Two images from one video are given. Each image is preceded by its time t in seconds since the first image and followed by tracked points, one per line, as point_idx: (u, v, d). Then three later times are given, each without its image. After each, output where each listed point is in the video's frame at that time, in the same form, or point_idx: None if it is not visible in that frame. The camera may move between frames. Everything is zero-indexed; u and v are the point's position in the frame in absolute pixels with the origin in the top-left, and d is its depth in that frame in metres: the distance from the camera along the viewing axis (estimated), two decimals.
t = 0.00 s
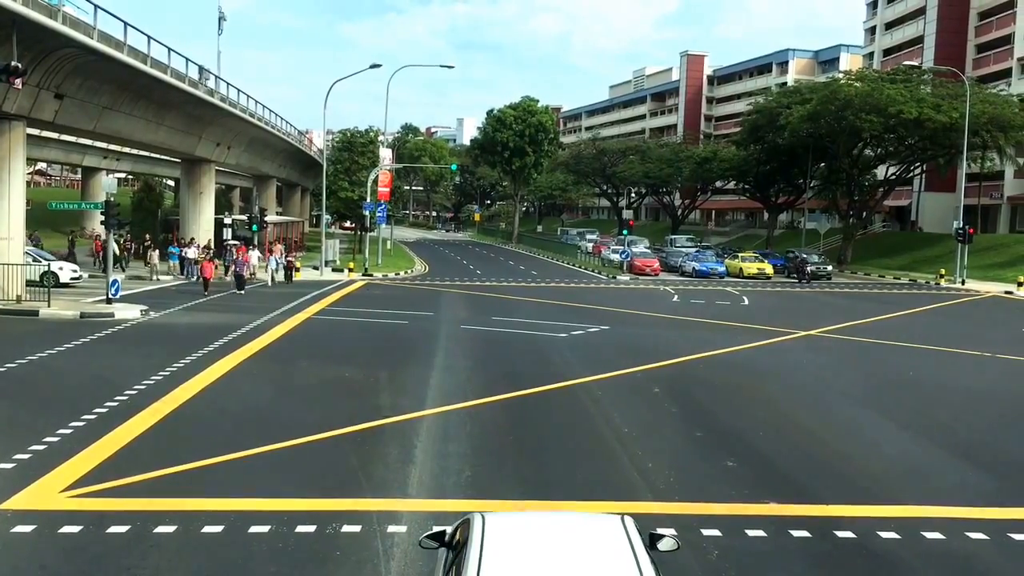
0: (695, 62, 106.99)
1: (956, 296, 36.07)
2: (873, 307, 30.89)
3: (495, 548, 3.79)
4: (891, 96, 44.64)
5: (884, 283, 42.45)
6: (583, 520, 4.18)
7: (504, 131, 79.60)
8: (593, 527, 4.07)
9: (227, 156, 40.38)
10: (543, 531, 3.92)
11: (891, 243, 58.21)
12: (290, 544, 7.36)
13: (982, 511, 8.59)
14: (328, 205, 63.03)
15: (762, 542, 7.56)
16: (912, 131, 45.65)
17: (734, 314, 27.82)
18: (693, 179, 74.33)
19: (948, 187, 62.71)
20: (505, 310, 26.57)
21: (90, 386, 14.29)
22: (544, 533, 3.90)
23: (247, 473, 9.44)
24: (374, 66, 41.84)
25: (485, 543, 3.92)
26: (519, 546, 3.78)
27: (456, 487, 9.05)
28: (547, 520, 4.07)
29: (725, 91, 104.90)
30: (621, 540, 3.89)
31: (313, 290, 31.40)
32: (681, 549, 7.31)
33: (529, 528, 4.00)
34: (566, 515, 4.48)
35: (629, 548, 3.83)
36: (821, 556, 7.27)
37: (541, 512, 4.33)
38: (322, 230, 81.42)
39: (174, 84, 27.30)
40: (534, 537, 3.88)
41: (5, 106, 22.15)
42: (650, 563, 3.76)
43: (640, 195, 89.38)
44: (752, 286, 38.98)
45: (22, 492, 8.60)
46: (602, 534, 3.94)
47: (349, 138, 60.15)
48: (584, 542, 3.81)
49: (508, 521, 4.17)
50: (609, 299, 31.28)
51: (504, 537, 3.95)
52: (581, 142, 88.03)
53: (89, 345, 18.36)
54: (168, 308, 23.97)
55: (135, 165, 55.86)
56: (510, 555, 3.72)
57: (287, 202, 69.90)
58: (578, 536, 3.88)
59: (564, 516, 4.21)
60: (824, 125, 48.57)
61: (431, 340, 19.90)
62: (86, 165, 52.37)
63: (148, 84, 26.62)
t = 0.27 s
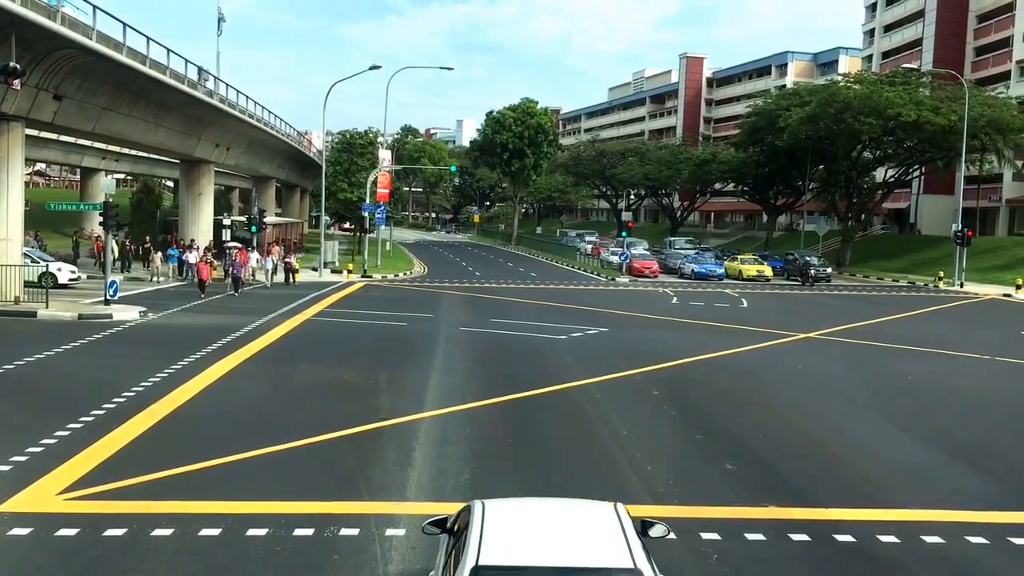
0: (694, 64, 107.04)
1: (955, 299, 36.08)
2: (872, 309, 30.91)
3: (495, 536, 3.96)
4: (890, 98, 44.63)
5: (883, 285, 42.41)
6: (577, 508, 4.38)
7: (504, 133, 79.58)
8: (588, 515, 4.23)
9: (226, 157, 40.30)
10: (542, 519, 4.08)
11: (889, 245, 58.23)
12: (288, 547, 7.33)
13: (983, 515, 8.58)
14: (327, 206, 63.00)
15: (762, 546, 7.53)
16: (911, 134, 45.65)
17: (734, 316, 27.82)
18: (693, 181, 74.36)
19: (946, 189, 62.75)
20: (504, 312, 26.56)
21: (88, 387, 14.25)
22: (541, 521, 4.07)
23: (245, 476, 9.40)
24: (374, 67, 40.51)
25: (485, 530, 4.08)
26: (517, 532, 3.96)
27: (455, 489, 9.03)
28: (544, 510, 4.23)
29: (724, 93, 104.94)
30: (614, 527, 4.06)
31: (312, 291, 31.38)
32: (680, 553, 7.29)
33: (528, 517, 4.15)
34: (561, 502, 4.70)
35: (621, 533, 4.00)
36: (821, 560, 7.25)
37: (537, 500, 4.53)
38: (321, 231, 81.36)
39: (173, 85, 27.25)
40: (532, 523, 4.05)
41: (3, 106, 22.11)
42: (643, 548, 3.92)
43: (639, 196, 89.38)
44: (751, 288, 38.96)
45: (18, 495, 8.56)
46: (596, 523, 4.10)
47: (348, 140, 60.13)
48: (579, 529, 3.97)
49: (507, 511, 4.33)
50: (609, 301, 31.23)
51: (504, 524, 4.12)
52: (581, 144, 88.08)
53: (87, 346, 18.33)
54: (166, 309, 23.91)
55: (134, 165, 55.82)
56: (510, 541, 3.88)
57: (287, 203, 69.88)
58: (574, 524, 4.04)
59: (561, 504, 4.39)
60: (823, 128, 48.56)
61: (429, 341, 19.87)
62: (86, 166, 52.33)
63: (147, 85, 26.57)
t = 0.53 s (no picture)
0: (694, 63, 107.02)
1: (955, 298, 36.02)
2: (872, 309, 30.86)
3: (498, 514, 4.62)
4: (891, 97, 44.53)
5: (884, 285, 42.34)
6: (570, 492, 5.05)
7: (504, 132, 79.50)
8: (582, 498, 4.88)
9: (225, 156, 40.20)
10: (539, 503, 4.72)
11: (890, 245, 58.16)
12: (286, 549, 7.27)
13: (986, 516, 8.52)
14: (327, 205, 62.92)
15: (764, 548, 7.47)
16: (912, 133, 45.57)
17: (733, 316, 27.80)
18: (693, 180, 74.30)
19: (947, 189, 62.68)
20: (504, 311, 26.50)
21: (86, 387, 14.21)
22: (539, 505, 4.71)
23: (243, 476, 9.34)
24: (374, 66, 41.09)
25: (489, 512, 4.72)
26: (519, 512, 4.62)
27: (454, 491, 8.97)
28: (542, 495, 4.86)
29: (724, 92, 104.86)
30: (605, 508, 4.73)
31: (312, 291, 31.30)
32: (680, 555, 7.25)
33: (526, 501, 4.79)
34: (555, 484, 5.38)
35: (609, 511, 4.69)
36: (822, 562, 7.20)
37: (535, 486, 5.14)
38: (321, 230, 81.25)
39: (172, 84, 27.16)
40: (531, 504, 4.72)
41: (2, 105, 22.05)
42: (629, 526, 4.58)
43: (639, 196, 89.32)
44: (751, 288, 38.92)
45: (14, 497, 8.49)
46: (589, 504, 4.75)
47: (348, 139, 60.07)
48: (573, 510, 4.62)
49: (507, 495, 4.95)
50: (608, 300, 31.20)
51: (506, 506, 4.75)
52: (581, 143, 88.00)
53: (86, 345, 18.27)
54: (165, 309, 23.83)
55: (133, 165, 55.76)
56: (513, 520, 4.52)
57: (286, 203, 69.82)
58: (569, 506, 4.69)
59: (559, 489, 5.03)
60: (824, 127, 48.48)
61: (429, 341, 19.82)
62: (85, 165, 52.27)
63: (147, 84, 26.47)
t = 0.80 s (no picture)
0: (692, 60, 106.85)
1: (954, 296, 35.93)
2: (872, 307, 30.76)
3: (497, 491, 5.00)
4: (890, 94, 44.40)
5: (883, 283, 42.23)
6: (566, 471, 5.42)
7: (501, 129, 79.31)
8: (577, 477, 5.26)
9: (222, 153, 39.97)
10: (537, 483, 5.08)
11: (889, 242, 58.07)
12: (280, 552, 7.14)
13: (990, 518, 8.41)
14: (324, 202, 62.68)
15: (766, 551, 7.36)
16: (911, 131, 45.45)
17: (732, 314, 27.69)
18: (691, 177, 74.17)
19: (945, 186, 62.57)
20: (502, 310, 26.37)
21: (80, 386, 14.06)
22: (536, 484, 5.07)
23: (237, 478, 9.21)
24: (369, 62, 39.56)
25: (489, 489, 5.09)
26: (519, 490, 4.98)
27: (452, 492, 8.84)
28: (539, 476, 5.22)
29: (722, 90, 104.69)
30: (598, 487, 5.12)
31: (308, 289, 31.12)
32: (682, 558, 7.13)
33: (524, 481, 5.16)
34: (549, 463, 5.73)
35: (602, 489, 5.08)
36: (825, 565, 7.08)
37: (531, 466, 5.49)
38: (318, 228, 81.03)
39: (168, 80, 26.95)
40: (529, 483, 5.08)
41: None
42: (621, 503, 4.97)
43: (637, 193, 89.15)
44: (750, 286, 38.81)
45: (5, 499, 8.36)
46: (584, 483, 5.13)
47: (345, 136, 59.86)
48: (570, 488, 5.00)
49: (505, 476, 5.31)
50: (607, 298, 31.06)
51: (506, 485, 5.11)
52: (578, 140, 87.83)
53: (81, 344, 18.12)
54: (160, 307, 23.67)
55: (130, 162, 55.52)
56: (512, 497, 4.89)
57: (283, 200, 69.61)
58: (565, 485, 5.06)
59: (554, 469, 5.39)
60: (822, 124, 48.33)
61: (427, 340, 19.68)
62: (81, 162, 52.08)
63: (142, 81, 26.27)
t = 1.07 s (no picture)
0: (689, 59, 106.78)
1: (953, 296, 35.80)
2: (871, 307, 30.61)
3: (496, 470, 5.54)
4: (888, 93, 44.28)
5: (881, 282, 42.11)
6: (559, 453, 5.98)
7: (498, 129, 79.12)
8: (570, 459, 5.82)
9: (216, 152, 39.70)
10: (535, 464, 5.63)
11: (887, 241, 57.98)
12: (272, 560, 6.96)
13: (996, 522, 8.25)
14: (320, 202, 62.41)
15: (770, 557, 7.19)
16: (909, 130, 45.33)
17: (731, 314, 27.51)
18: (688, 176, 74.00)
19: (943, 185, 62.48)
20: (499, 310, 26.18)
21: (71, 387, 13.84)
22: (532, 466, 5.61)
23: (229, 483, 9.03)
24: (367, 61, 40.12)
25: (490, 470, 5.62)
26: (516, 471, 5.52)
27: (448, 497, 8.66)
28: (535, 459, 5.76)
29: (719, 89, 104.57)
30: (590, 467, 5.68)
31: (303, 289, 30.88)
32: (683, 565, 6.96)
33: (522, 462, 5.69)
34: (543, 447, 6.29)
35: (592, 469, 5.65)
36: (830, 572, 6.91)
37: (527, 449, 6.04)
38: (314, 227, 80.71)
39: (162, 79, 26.67)
40: (524, 464, 5.64)
41: None
42: (611, 482, 5.55)
43: (634, 193, 88.96)
44: (748, 285, 38.65)
45: None
46: (578, 465, 5.70)
47: (341, 135, 59.63)
48: (565, 469, 5.56)
49: (504, 458, 5.84)
50: (604, 298, 30.90)
51: (504, 467, 5.63)
52: (575, 140, 87.64)
53: (72, 345, 17.89)
54: (154, 308, 23.42)
55: (124, 161, 55.22)
56: (512, 478, 5.42)
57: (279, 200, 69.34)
58: (561, 466, 5.61)
59: (548, 452, 5.95)
60: (820, 123, 48.19)
61: (423, 341, 19.49)
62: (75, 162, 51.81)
63: (136, 80, 26.02)
